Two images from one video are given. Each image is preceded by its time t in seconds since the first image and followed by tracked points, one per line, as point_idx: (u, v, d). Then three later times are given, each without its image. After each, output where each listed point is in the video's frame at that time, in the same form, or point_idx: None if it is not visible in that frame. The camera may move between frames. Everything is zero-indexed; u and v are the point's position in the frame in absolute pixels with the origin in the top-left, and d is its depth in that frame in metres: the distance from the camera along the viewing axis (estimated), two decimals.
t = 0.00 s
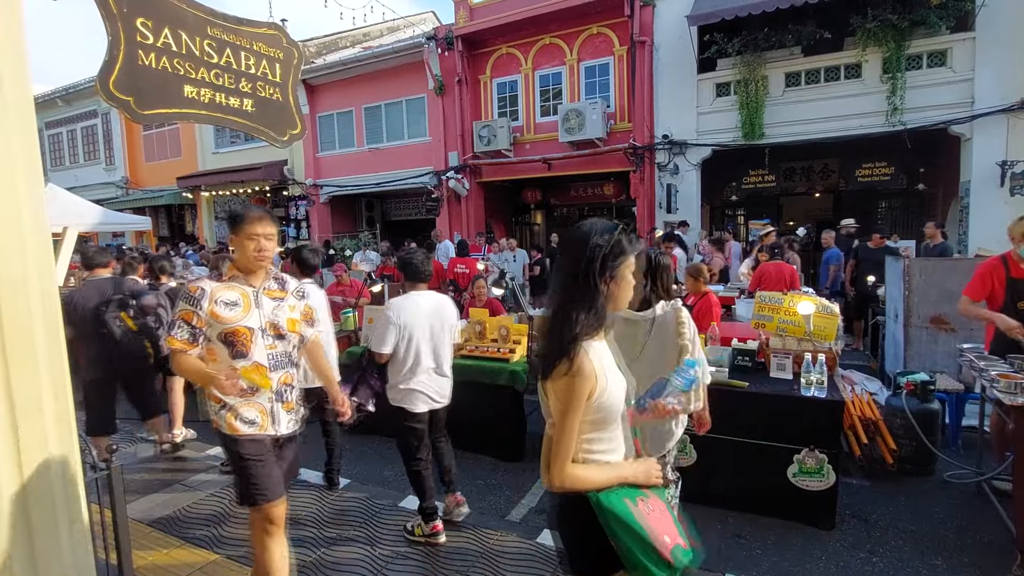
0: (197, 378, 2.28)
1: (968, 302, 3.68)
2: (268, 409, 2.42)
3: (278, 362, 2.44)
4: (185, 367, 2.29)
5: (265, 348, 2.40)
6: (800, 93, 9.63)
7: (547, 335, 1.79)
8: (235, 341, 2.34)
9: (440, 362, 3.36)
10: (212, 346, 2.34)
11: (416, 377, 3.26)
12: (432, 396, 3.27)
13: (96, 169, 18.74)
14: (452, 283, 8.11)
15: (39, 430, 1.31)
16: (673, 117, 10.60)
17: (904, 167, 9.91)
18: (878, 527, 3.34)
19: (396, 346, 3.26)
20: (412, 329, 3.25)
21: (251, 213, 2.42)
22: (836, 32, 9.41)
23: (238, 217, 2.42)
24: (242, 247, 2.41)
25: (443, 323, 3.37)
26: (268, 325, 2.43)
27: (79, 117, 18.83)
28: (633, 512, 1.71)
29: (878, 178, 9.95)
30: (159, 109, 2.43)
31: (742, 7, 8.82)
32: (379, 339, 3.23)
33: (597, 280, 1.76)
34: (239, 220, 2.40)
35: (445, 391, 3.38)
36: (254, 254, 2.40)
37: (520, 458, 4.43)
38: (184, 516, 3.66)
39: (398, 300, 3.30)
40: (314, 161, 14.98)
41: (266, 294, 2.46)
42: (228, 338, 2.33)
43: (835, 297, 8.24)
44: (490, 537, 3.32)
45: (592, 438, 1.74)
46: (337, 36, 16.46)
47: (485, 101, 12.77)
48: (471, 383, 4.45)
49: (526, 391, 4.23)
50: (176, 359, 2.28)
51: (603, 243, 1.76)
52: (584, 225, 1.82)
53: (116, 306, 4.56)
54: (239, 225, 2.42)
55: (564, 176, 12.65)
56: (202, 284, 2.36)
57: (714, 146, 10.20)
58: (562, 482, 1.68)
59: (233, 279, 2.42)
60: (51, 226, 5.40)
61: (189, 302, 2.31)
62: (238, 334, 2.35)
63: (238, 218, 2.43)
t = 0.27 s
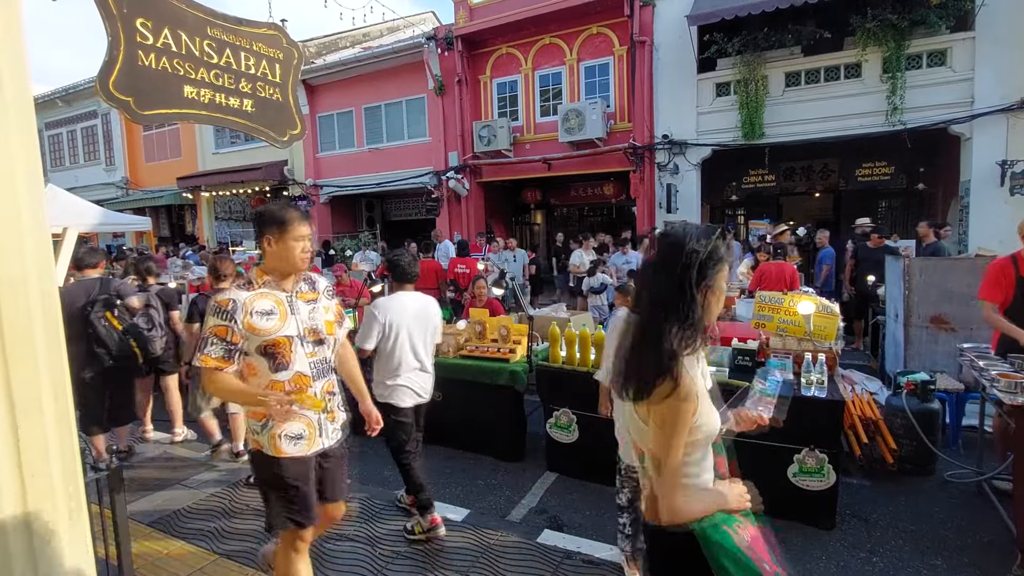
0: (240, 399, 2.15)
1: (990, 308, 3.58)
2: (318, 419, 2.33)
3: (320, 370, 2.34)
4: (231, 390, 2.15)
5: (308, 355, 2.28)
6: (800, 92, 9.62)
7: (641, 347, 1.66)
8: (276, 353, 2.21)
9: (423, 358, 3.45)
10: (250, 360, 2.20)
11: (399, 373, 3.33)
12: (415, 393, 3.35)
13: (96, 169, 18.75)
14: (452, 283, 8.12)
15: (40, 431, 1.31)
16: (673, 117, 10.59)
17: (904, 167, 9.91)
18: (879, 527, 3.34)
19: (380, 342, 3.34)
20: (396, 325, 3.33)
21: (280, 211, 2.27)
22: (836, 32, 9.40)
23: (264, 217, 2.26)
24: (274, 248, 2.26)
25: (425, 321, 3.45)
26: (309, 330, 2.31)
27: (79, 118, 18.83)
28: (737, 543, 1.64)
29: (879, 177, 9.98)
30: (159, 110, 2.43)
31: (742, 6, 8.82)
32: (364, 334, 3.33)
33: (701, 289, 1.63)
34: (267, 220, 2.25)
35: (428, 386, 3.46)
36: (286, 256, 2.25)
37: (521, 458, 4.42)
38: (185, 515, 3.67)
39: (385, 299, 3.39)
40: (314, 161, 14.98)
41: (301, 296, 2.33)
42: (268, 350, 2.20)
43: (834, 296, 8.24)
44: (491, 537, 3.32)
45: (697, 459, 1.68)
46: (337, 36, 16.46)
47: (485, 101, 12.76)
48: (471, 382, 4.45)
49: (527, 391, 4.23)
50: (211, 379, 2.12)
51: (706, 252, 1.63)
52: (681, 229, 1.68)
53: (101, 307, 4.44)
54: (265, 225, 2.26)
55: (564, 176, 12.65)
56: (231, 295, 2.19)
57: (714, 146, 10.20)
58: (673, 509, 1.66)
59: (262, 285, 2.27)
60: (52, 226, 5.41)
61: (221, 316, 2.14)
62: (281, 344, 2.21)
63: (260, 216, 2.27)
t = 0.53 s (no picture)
0: (295, 401, 1.97)
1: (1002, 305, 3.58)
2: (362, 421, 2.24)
3: (367, 373, 2.24)
4: (283, 392, 1.97)
5: (354, 358, 2.17)
6: (800, 92, 9.62)
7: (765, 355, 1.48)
8: (326, 356, 2.09)
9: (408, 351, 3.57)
10: (300, 363, 2.05)
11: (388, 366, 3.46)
12: (398, 385, 3.49)
13: (96, 169, 18.75)
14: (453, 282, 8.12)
15: (40, 431, 1.31)
16: (673, 116, 10.59)
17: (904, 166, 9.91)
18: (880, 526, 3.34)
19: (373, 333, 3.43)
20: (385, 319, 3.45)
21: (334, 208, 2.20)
22: (835, 31, 9.40)
23: (318, 212, 2.18)
24: (323, 246, 2.18)
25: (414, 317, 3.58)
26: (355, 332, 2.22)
27: (78, 118, 18.83)
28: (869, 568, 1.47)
29: (878, 176, 9.94)
30: (159, 110, 2.43)
31: (742, 6, 8.83)
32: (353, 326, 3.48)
33: (827, 287, 1.46)
34: (321, 216, 2.17)
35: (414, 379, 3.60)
36: (339, 256, 2.18)
37: (521, 459, 4.43)
38: (186, 516, 3.67)
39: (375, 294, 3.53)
40: (313, 162, 14.98)
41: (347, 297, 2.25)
42: (319, 353, 2.07)
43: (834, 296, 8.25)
44: (492, 538, 3.31)
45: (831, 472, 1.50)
46: (336, 36, 16.46)
47: (484, 100, 12.76)
48: (470, 382, 4.45)
49: (527, 391, 4.23)
50: (264, 381, 1.98)
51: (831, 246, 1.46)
52: (793, 218, 1.49)
53: (105, 308, 4.53)
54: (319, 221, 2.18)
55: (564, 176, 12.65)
56: (284, 291, 2.07)
57: (713, 146, 10.21)
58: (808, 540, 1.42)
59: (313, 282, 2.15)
60: (52, 227, 5.40)
61: (275, 314, 2.01)
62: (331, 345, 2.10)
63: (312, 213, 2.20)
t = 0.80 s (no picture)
0: (367, 409, 1.93)
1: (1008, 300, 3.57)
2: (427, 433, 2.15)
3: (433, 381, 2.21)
4: (355, 398, 1.94)
5: (421, 365, 2.15)
6: (800, 91, 9.62)
7: (861, 355, 1.39)
8: (398, 362, 2.08)
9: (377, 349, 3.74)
10: (371, 368, 2.03)
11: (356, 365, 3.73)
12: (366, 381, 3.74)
13: (95, 170, 18.75)
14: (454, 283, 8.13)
15: (39, 431, 1.31)
16: (673, 116, 10.59)
17: (904, 165, 9.90)
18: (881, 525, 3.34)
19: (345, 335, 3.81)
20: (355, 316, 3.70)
21: (404, 212, 2.21)
22: (835, 30, 9.40)
23: (389, 214, 2.19)
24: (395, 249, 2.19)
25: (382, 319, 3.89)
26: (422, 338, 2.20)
27: (78, 119, 18.83)
28: None
29: (878, 175, 9.98)
30: (159, 111, 2.43)
31: (741, 5, 8.82)
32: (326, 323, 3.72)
33: (945, 287, 1.36)
34: (392, 219, 2.18)
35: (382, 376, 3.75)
36: (412, 260, 2.23)
37: (522, 458, 4.43)
38: (188, 516, 3.67)
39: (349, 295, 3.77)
40: (313, 162, 14.98)
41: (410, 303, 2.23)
42: (391, 358, 2.06)
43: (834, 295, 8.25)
44: (493, 538, 3.31)
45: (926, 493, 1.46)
46: (336, 36, 16.46)
47: (484, 100, 12.76)
48: (471, 382, 4.45)
49: (527, 390, 4.23)
50: (338, 385, 1.95)
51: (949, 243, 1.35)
52: (909, 209, 1.38)
53: (100, 307, 4.52)
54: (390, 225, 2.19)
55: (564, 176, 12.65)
56: (359, 292, 2.06)
57: (713, 145, 10.21)
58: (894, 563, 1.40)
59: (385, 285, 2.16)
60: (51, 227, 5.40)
61: (352, 315, 2.00)
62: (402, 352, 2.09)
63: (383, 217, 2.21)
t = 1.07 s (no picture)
0: (421, 412, 1.69)
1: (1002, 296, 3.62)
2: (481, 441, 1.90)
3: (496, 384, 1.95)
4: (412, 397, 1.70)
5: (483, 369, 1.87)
6: (800, 90, 9.62)
7: (944, 365, 1.23)
8: (458, 362, 1.80)
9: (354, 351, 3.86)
10: (428, 366, 1.79)
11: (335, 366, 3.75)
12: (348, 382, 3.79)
13: (95, 171, 18.76)
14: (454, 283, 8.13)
15: (40, 431, 1.31)
16: (673, 115, 10.59)
17: (904, 165, 9.91)
18: (879, 524, 3.35)
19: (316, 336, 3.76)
20: (328, 318, 3.79)
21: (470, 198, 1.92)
22: (835, 29, 9.39)
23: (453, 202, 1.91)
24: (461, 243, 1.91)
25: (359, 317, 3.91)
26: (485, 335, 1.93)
27: (78, 120, 18.85)
28: None
29: (878, 175, 10.00)
30: (158, 111, 2.43)
31: (741, 5, 8.83)
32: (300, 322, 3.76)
33: None
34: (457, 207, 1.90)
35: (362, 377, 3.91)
36: (477, 253, 1.90)
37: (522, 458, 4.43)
38: (188, 518, 3.66)
39: (321, 296, 3.88)
40: (313, 162, 14.99)
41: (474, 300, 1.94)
42: (450, 357, 1.79)
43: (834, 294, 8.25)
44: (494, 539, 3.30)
45: None
46: (335, 36, 16.47)
47: (483, 100, 12.76)
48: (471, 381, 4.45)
49: (527, 391, 4.23)
50: (389, 383, 1.71)
51: None
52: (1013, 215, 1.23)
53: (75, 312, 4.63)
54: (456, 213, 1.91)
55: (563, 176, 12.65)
56: (419, 284, 1.80)
57: (713, 145, 10.21)
58: None
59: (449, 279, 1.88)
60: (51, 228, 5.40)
61: (409, 308, 1.75)
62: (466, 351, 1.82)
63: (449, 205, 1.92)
